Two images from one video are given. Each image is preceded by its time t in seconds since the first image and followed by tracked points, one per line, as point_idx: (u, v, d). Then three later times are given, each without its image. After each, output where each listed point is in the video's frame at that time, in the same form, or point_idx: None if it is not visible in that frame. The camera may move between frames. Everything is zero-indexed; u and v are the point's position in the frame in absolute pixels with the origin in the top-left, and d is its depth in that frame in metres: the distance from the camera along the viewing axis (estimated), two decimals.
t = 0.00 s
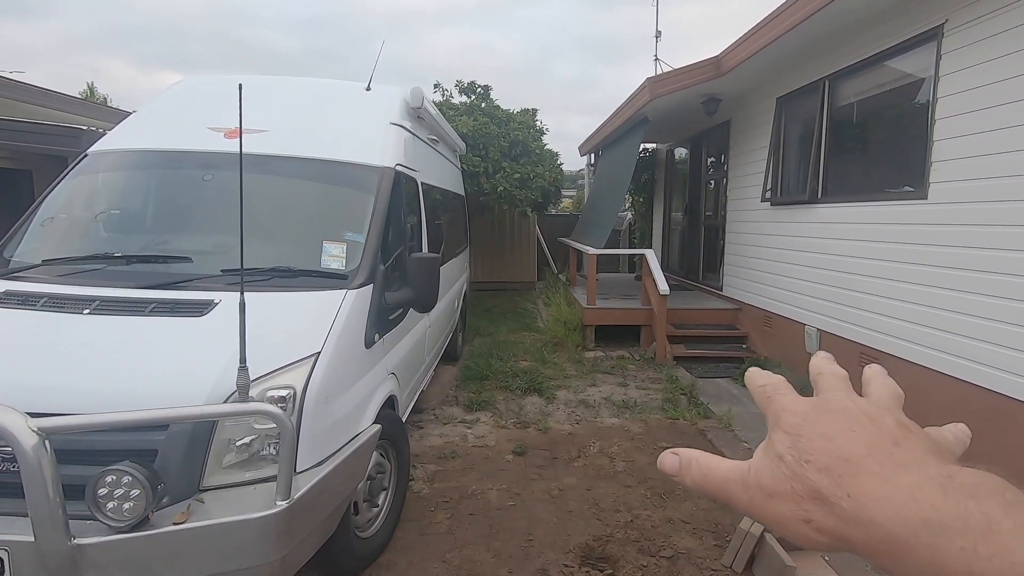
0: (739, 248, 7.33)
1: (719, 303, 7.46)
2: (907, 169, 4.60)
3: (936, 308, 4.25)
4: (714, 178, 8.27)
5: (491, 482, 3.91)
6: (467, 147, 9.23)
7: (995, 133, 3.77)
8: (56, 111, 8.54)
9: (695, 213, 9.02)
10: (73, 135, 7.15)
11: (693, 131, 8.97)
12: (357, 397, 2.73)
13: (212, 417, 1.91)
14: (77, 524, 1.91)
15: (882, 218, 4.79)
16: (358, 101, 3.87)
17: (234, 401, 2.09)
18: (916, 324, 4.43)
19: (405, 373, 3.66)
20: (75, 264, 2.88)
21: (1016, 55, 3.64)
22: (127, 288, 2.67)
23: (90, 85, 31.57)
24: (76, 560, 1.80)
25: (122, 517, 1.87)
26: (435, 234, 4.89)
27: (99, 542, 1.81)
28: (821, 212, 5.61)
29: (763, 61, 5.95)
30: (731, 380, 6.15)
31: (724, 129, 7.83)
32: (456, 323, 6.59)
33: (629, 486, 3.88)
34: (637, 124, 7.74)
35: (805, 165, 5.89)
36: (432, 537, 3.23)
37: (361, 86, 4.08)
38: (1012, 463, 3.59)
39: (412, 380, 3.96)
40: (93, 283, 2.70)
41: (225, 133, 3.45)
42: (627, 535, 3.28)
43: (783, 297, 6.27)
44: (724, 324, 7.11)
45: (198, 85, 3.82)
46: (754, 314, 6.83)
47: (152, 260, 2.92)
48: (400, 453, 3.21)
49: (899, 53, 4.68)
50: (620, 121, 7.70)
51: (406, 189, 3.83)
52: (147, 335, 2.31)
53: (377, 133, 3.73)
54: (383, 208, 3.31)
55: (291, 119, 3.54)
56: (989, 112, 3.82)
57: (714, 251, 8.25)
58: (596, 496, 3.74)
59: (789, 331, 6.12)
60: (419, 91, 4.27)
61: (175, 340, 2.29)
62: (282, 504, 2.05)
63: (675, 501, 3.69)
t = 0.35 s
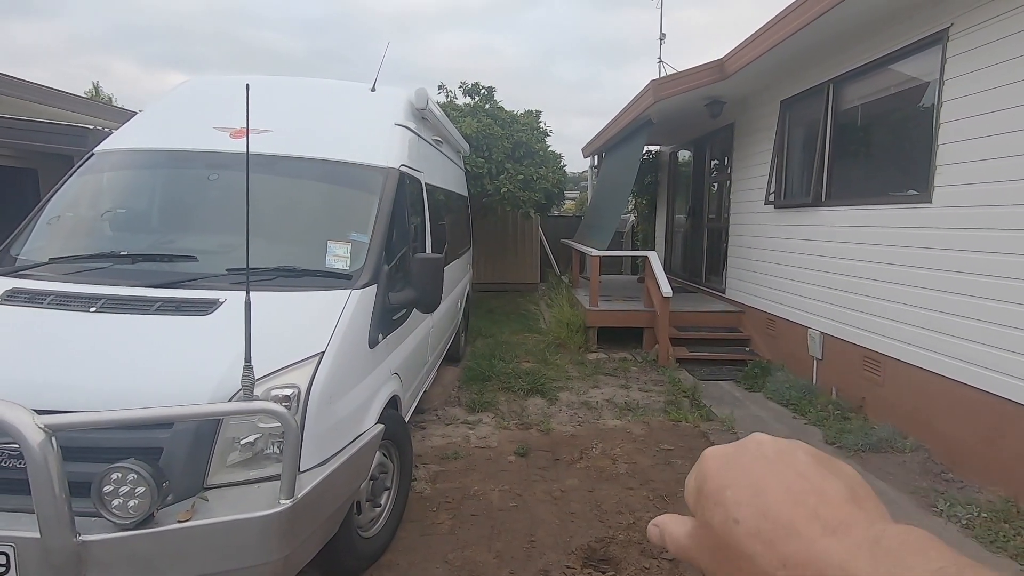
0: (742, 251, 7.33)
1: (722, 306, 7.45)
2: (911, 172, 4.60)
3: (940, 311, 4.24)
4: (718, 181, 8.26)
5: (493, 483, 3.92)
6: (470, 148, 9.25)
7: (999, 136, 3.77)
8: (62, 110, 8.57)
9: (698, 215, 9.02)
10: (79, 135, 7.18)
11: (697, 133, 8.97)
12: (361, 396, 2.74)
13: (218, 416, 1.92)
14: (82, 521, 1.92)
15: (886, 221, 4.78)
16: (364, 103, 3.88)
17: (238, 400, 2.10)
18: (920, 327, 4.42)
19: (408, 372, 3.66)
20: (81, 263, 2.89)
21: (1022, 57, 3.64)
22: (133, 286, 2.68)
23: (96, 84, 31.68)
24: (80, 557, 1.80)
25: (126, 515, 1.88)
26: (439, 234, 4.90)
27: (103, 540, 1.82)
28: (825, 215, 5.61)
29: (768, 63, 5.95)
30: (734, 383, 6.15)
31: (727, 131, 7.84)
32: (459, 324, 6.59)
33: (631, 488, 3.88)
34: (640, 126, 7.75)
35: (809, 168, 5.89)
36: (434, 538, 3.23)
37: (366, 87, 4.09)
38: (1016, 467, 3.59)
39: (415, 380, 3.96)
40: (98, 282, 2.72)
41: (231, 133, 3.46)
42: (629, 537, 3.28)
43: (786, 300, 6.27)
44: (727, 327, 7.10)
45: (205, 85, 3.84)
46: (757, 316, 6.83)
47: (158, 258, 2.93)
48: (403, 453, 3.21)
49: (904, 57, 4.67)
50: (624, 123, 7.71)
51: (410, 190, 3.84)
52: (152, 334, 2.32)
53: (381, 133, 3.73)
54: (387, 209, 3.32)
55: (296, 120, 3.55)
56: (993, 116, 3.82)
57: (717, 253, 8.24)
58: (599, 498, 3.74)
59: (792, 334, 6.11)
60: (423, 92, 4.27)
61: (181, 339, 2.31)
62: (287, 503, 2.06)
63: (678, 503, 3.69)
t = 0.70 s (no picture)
0: (754, 251, 7.28)
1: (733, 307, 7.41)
2: (927, 173, 4.55)
3: (956, 314, 4.19)
4: (730, 181, 8.21)
5: (502, 482, 3.92)
6: (481, 147, 9.26)
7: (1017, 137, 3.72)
8: (78, 108, 8.65)
9: (709, 215, 8.97)
10: (96, 132, 7.24)
11: (709, 133, 8.92)
12: (371, 393, 2.75)
13: (231, 411, 1.93)
14: (98, 513, 1.95)
15: (901, 223, 4.74)
16: (376, 101, 3.90)
17: (249, 396, 2.11)
18: (934, 330, 4.38)
19: (418, 370, 3.67)
20: (98, 258, 2.93)
21: None
22: (148, 282, 2.71)
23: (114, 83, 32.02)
24: (95, 549, 1.83)
25: (140, 507, 1.90)
26: (450, 232, 4.91)
27: (118, 531, 1.85)
28: (839, 215, 5.55)
29: (781, 63, 5.91)
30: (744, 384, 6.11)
31: (740, 131, 7.79)
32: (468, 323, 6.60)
33: (640, 488, 3.87)
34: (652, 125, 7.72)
35: (823, 168, 5.84)
36: (443, 535, 3.25)
37: (379, 86, 4.10)
38: None
39: (425, 377, 3.98)
40: (114, 277, 2.75)
41: (245, 131, 3.49)
42: (638, 538, 3.27)
43: (798, 301, 6.22)
44: (738, 328, 7.06)
45: (219, 83, 3.87)
46: (769, 318, 6.79)
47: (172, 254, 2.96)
48: (412, 450, 3.23)
49: (921, 57, 4.63)
50: (635, 123, 7.69)
51: (422, 188, 3.85)
52: (167, 329, 2.35)
53: (393, 130, 3.74)
54: (398, 207, 3.33)
55: (309, 118, 3.57)
56: (1012, 117, 3.76)
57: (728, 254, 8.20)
58: (607, 498, 3.74)
59: (804, 336, 6.07)
60: (435, 90, 4.28)
61: (195, 334, 2.33)
62: (297, 498, 2.07)
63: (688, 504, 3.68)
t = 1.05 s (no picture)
0: (772, 252, 7.21)
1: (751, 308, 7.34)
2: (952, 173, 4.48)
3: (981, 316, 4.12)
4: (748, 181, 8.14)
5: (516, 480, 3.93)
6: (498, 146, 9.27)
7: None
8: (101, 106, 8.79)
9: (727, 215, 8.90)
10: (121, 130, 7.36)
11: (727, 132, 8.85)
12: (388, 390, 2.78)
13: (251, 405, 1.97)
14: (122, 503, 1.99)
15: (924, 223, 4.67)
16: (394, 100, 3.92)
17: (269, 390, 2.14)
18: (957, 333, 4.31)
19: (433, 368, 3.70)
20: (122, 254, 2.99)
21: None
22: (171, 278, 2.76)
23: (138, 82, 32.55)
24: (120, 537, 1.87)
25: (162, 497, 1.94)
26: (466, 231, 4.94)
27: (142, 520, 1.89)
28: (861, 216, 5.48)
29: (802, 61, 5.85)
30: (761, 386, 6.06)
31: (759, 130, 7.71)
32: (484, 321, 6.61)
33: (655, 489, 3.86)
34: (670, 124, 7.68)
35: (844, 168, 5.77)
36: (457, 531, 3.27)
37: (397, 85, 4.13)
38: None
39: (441, 375, 4.00)
40: (137, 272, 2.80)
41: (265, 129, 3.53)
42: (653, 538, 3.27)
43: (817, 303, 6.15)
44: (755, 329, 7.00)
45: (240, 82, 3.92)
46: (787, 319, 6.72)
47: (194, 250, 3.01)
48: (427, 447, 3.25)
49: (947, 55, 4.55)
50: (653, 122, 7.65)
51: (439, 187, 3.87)
52: (190, 323, 2.39)
53: (410, 130, 3.76)
54: (415, 206, 3.35)
55: (328, 117, 3.61)
56: None
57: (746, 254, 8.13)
58: (622, 498, 3.74)
59: (823, 338, 6.00)
60: (452, 90, 4.30)
61: (216, 329, 2.37)
62: (315, 491, 2.10)
63: (703, 505, 3.67)
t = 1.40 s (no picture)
0: (791, 252, 7.14)
1: (769, 309, 7.27)
2: (978, 172, 4.41)
3: (1006, 319, 4.05)
4: (767, 180, 8.07)
5: (531, 478, 3.95)
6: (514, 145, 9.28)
7: None
8: (124, 106, 8.95)
9: (744, 215, 8.83)
10: (144, 131, 7.48)
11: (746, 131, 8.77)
12: (404, 388, 2.81)
13: (271, 400, 2.00)
14: (146, 494, 2.04)
15: (948, 223, 4.60)
16: (412, 101, 3.96)
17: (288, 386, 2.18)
18: (982, 335, 4.24)
19: (449, 366, 3.73)
20: (147, 252, 3.05)
21: None
22: (194, 276, 2.82)
23: (162, 84, 33.06)
24: (144, 528, 1.92)
25: (184, 489, 1.99)
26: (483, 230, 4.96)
27: (165, 512, 1.94)
28: (883, 216, 5.41)
29: (823, 58, 5.78)
30: (779, 388, 6.01)
31: (779, 128, 7.64)
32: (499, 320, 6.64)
33: (670, 490, 3.86)
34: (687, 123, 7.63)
35: (866, 167, 5.69)
36: (472, 528, 3.30)
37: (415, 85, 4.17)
38: None
39: (456, 373, 4.03)
40: (161, 270, 2.87)
41: (285, 130, 3.58)
42: (668, 539, 3.27)
43: (837, 304, 6.08)
44: (772, 330, 6.94)
45: (260, 83, 3.98)
46: (805, 320, 6.65)
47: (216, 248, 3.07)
48: (442, 445, 3.28)
49: (973, 52, 4.47)
50: (671, 120, 7.61)
51: (455, 187, 3.90)
52: (212, 320, 2.44)
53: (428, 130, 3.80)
54: (432, 205, 3.38)
55: (347, 117, 3.65)
56: None
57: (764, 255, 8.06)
58: (638, 497, 3.74)
59: (843, 340, 5.93)
60: (469, 90, 4.33)
61: (238, 326, 2.41)
62: (332, 487, 2.14)
63: (719, 507, 3.66)
